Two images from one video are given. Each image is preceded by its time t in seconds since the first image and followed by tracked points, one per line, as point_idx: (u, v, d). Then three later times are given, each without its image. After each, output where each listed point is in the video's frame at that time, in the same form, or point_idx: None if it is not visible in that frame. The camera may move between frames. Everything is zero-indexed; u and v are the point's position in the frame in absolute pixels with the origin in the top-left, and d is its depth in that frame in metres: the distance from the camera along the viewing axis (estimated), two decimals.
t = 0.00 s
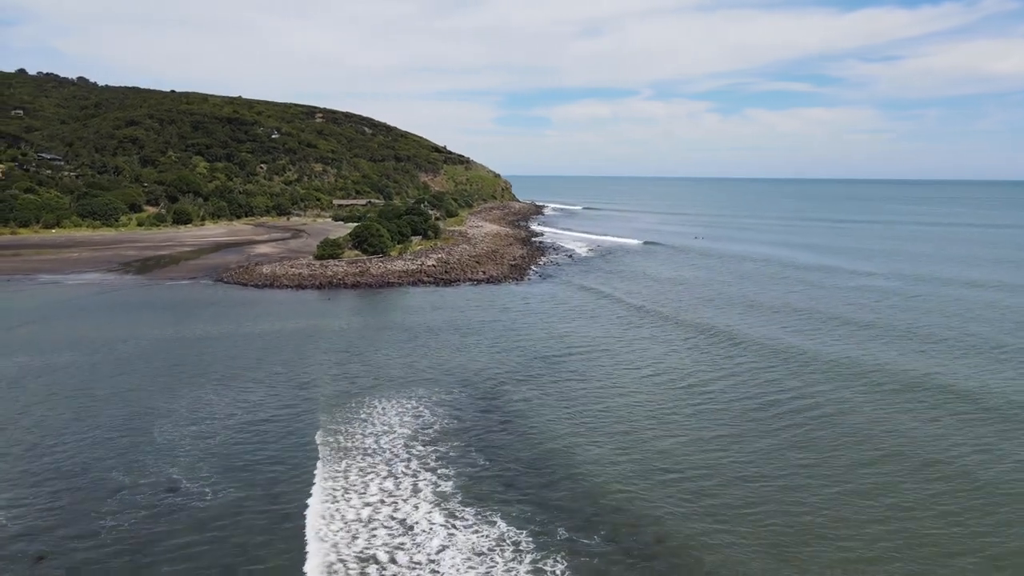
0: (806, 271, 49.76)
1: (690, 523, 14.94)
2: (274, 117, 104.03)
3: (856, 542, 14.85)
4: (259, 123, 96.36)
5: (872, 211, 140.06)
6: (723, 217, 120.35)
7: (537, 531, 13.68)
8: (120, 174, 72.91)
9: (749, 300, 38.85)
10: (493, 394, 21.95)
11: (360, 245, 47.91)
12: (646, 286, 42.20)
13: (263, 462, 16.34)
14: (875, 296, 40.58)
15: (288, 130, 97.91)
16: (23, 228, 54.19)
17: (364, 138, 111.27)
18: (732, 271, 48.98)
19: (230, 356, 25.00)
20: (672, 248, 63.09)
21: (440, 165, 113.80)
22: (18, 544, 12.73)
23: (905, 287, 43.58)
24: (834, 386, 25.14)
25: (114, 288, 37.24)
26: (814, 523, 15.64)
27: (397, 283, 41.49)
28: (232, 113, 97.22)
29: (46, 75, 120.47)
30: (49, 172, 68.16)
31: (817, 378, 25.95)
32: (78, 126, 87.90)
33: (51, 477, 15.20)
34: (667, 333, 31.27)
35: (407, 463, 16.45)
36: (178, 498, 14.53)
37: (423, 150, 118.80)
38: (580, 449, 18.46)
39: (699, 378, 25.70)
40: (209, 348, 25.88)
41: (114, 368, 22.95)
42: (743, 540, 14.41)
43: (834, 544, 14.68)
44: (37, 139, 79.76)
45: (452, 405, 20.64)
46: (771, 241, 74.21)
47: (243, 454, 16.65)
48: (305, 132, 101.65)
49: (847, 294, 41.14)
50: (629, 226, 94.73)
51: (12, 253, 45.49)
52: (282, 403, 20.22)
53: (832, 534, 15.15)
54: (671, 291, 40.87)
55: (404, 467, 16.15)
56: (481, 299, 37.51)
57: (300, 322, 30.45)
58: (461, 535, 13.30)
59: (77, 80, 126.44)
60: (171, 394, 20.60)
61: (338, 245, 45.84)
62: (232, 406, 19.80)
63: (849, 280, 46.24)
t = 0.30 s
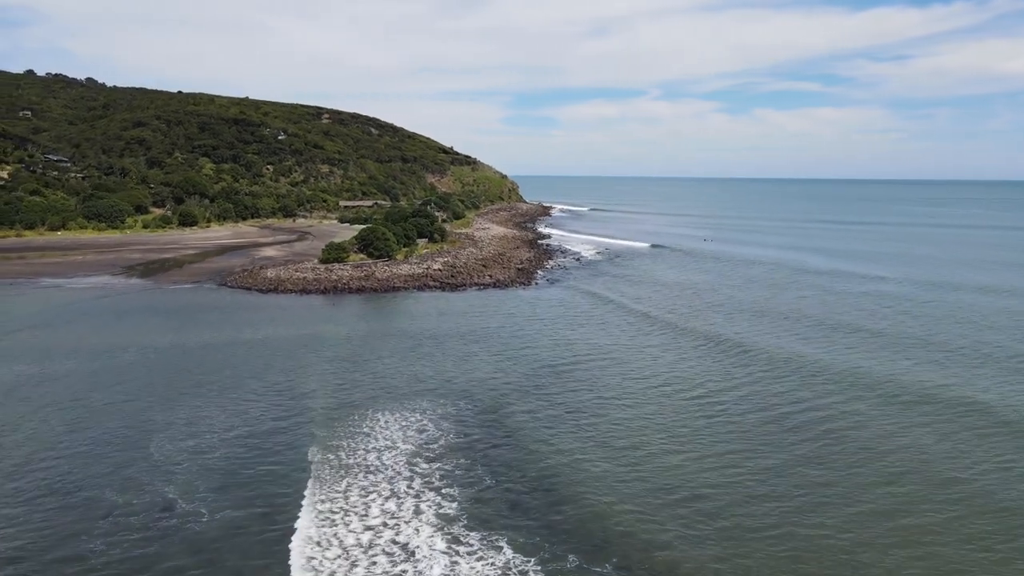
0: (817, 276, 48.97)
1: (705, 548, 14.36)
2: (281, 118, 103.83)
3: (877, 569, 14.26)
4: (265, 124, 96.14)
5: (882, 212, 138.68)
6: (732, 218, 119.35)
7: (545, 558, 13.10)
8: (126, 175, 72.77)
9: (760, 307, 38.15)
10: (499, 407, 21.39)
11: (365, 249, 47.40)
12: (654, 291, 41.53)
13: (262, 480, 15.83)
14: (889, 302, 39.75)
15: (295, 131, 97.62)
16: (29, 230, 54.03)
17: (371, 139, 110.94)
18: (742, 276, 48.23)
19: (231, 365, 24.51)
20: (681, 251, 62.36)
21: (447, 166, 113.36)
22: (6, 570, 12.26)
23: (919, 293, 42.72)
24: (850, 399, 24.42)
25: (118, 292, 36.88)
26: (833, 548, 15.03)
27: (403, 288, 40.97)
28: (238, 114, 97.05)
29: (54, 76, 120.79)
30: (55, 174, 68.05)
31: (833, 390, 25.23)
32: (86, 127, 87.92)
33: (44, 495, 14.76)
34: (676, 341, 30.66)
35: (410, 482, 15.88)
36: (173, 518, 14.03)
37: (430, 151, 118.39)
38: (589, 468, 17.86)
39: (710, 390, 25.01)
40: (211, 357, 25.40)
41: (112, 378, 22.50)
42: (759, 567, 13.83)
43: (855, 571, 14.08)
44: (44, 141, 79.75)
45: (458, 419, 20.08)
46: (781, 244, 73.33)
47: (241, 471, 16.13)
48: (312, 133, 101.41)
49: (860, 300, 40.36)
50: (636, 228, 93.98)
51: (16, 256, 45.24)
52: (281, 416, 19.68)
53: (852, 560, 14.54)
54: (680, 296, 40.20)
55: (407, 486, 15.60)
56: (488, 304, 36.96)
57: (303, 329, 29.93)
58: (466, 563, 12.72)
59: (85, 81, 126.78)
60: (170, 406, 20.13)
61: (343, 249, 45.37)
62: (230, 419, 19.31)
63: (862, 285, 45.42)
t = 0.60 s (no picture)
0: (828, 281, 48.18)
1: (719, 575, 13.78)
2: (288, 119, 103.61)
3: None
4: (272, 125, 95.96)
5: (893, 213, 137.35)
6: (741, 220, 118.38)
7: None
8: (133, 177, 72.62)
9: (772, 313, 37.44)
10: (506, 421, 20.81)
11: (371, 252, 46.89)
12: (663, 297, 40.87)
13: (261, 498, 15.30)
14: (904, 309, 38.94)
15: (302, 132, 97.37)
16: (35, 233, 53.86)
17: (378, 140, 110.61)
18: (753, 281, 47.49)
19: (234, 374, 24.03)
20: (690, 254, 61.60)
21: (454, 167, 112.93)
22: None
23: (934, 299, 41.89)
24: (867, 412, 23.72)
25: (121, 297, 36.49)
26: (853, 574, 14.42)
27: (409, 292, 40.45)
28: (245, 115, 96.85)
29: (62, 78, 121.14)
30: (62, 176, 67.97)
31: (849, 403, 24.54)
32: (93, 128, 87.92)
33: (35, 516, 14.30)
34: (686, 351, 30.00)
35: (413, 502, 15.30)
36: (166, 541, 13.52)
37: (437, 152, 117.95)
38: (598, 487, 17.27)
39: (722, 403, 24.37)
40: (214, 366, 24.92)
41: (112, 389, 22.06)
42: None
43: None
44: (51, 142, 79.70)
45: (463, 434, 19.51)
46: (791, 246, 72.45)
47: (239, 489, 15.63)
48: (318, 134, 101.13)
49: (873, 306, 39.58)
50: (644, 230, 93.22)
51: (21, 259, 44.98)
52: (282, 430, 19.19)
53: None
54: (690, 303, 39.55)
55: (410, 507, 15.05)
56: (494, 309, 36.41)
57: (308, 336, 29.43)
58: None
59: (93, 82, 126.99)
60: (169, 419, 19.61)
61: (348, 253, 44.91)
62: (230, 433, 18.83)
63: (875, 290, 44.61)
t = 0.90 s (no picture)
0: (840, 286, 47.38)
1: None
2: (295, 120, 103.38)
3: None
4: (278, 126, 95.76)
5: (903, 214, 135.91)
6: (749, 221, 117.30)
7: None
8: (139, 178, 72.50)
9: (783, 320, 36.76)
10: (512, 436, 20.24)
11: (377, 255, 46.41)
12: (673, 303, 40.20)
13: (259, 518, 14.80)
14: (918, 315, 38.16)
15: (308, 133, 97.12)
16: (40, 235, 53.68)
17: (385, 141, 110.22)
18: (763, 286, 46.73)
19: (235, 384, 23.54)
20: (699, 257, 60.89)
21: (461, 168, 112.50)
22: None
23: (950, 305, 41.08)
24: (884, 426, 23.03)
25: (124, 301, 36.13)
26: None
27: (415, 297, 39.96)
28: (252, 116, 96.67)
29: (71, 79, 121.57)
30: (69, 177, 67.86)
31: (866, 416, 23.85)
32: (100, 129, 87.89)
33: (25, 539, 13.86)
34: (696, 360, 29.39)
35: (415, 524, 14.77)
36: (158, 565, 13.02)
37: (443, 153, 117.51)
38: (607, 508, 16.70)
39: (734, 416, 23.72)
40: (217, 374, 24.47)
41: (111, 399, 21.61)
42: None
43: None
44: (59, 143, 79.71)
45: (468, 449, 18.97)
46: (801, 249, 71.57)
47: (236, 508, 15.14)
48: (325, 135, 100.87)
49: (886, 313, 38.80)
50: (651, 232, 92.46)
51: (26, 262, 44.75)
52: (282, 444, 18.70)
53: None
54: (700, 309, 38.91)
55: (414, 529, 14.51)
56: (500, 315, 35.89)
57: (312, 344, 28.95)
58: None
59: (102, 83, 127.48)
60: (169, 433, 19.15)
61: (353, 256, 44.44)
62: (229, 448, 18.34)
63: (888, 296, 43.80)
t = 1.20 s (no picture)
0: (851, 291, 46.52)
1: None
2: (301, 121, 103.04)
3: None
4: (284, 127, 95.45)
5: (913, 216, 134.35)
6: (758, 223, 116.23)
7: None
8: (145, 179, 72.32)
9: (795, 327, 36.07)
10: (519, 452, 19.67)
11: (382, 259, 45.90)
12: (682, 309, 39.53)
13: (257, 539, 14.29)
14: (932, 322, 37.34)
15: (314, 134, 96.79)
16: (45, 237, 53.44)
17: (391, 142, 109.78)
18: (773, 291, 45.96)
19: (236, 394, 23.05)
20: (707, 261, 60.18)
21: (467, 169, 111.99)
22: None
23: (965, 311, 40.24)
24: (901, 441, 22.33)
25: (127, 306, 35.72)
26: None
27: (421, 302, 39.41)
28: (258, 117, 96.36)
29: (78, 80, 121.71)
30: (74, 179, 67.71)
31: (882, 430, 23.14)
32: (107, 130, 87.77)
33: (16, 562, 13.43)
34: (706, 369, 28.77)
35: (418, 548, 14.23)
36: None
37: (450, 154, 116.99)
38: (617, 530, 16.11)
39: (748, 430, 23.06)
40: (218, 384, 23.97)
41: (110, 410, 21.15)
42: None
43: None
44: (65, 144, 79.59)
45: (474, 466, 18.41)
46: (810, 252, 70.65)
47: (233, 529, 14.65)
48: (331, 136, 100.52)
49: (899, 320, 38.01)
50: (659, 234, 91.62)
51: (29, 265, 44.44)
52: (283, 458, 18.21)
53: None
54: (709, 315, 38.23)
55: (416, 554, 14.00)
56: (506, 321, 35.33)
57: (315, 351, 28.45)
58: None
59: (109, 84, 127.65)
60: (167, 447, 18.66)
61: (358, 260, 43.95)
62: (228, 462, 17.86)
63: (901, 302, 42.97)
